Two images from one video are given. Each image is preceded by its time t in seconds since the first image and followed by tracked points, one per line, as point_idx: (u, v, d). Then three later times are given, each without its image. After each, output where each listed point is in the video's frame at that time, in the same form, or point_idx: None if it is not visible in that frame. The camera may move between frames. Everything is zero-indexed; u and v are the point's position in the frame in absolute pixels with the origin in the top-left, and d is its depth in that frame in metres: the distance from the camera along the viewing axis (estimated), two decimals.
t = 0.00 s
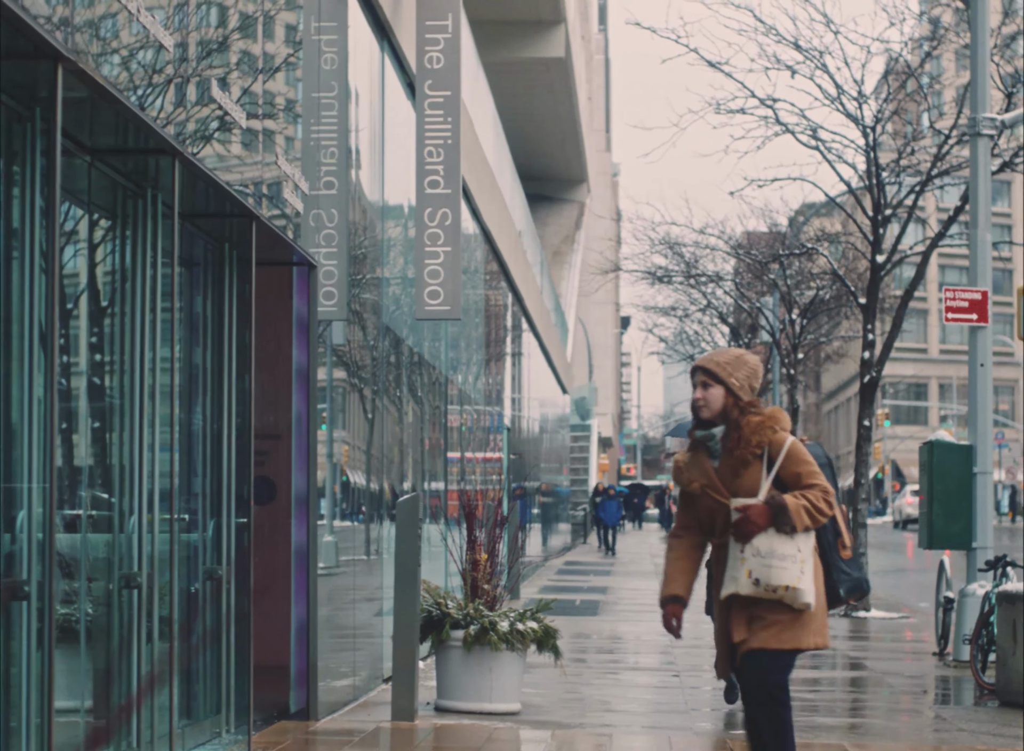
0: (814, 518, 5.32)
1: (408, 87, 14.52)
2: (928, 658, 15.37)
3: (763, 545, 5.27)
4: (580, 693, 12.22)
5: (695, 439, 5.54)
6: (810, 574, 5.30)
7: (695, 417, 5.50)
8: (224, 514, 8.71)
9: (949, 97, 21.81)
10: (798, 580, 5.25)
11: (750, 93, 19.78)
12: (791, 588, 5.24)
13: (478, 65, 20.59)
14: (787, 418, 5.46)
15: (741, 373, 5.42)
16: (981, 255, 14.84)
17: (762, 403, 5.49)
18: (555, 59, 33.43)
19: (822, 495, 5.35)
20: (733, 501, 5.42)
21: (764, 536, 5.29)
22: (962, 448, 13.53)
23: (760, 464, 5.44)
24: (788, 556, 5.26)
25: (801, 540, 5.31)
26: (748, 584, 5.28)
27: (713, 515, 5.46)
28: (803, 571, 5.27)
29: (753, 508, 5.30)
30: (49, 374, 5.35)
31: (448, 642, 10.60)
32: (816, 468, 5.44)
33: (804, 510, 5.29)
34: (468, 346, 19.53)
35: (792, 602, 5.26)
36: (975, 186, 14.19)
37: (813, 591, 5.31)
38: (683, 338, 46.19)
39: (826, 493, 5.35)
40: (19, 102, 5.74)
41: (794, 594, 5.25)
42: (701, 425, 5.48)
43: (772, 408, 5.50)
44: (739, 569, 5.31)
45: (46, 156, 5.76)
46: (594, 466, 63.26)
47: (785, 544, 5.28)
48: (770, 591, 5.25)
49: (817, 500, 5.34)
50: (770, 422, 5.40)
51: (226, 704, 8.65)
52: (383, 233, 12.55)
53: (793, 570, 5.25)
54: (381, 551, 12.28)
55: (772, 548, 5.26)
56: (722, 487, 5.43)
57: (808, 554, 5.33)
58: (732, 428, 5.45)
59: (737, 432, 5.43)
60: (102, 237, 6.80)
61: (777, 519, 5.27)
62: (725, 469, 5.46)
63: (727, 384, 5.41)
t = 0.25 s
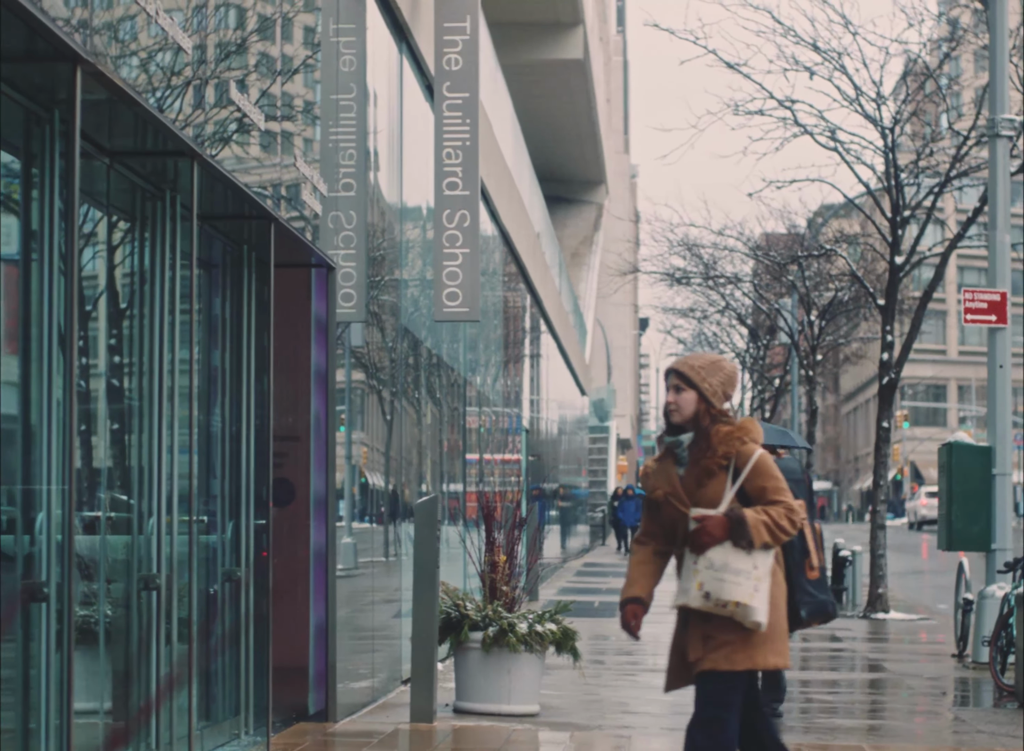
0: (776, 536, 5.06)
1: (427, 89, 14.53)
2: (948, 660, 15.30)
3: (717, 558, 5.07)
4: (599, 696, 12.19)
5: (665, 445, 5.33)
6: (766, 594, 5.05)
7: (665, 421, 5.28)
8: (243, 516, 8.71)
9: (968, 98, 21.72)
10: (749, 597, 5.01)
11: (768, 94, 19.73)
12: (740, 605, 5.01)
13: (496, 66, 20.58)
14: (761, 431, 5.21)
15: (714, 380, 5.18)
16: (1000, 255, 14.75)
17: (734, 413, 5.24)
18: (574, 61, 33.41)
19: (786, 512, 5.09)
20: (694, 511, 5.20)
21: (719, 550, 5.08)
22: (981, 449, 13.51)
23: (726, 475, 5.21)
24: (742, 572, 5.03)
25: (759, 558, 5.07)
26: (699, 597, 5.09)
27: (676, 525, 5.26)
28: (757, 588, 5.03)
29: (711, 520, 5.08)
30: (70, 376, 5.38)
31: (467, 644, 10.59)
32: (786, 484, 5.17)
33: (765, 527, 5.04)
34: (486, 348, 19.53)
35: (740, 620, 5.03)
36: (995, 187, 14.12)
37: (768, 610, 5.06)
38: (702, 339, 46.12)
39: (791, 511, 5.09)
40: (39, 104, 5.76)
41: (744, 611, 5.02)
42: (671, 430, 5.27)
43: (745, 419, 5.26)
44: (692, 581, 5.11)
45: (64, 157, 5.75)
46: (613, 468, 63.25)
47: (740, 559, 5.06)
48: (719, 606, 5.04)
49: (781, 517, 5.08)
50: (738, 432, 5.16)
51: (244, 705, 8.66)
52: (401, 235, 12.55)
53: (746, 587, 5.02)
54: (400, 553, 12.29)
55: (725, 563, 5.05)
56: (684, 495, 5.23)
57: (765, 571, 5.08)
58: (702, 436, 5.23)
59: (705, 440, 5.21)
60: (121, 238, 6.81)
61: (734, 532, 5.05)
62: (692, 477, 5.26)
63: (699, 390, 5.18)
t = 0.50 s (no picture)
0: (723, 524, 4.96)
1: (448, 90, 14.55)
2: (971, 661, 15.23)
3: (662, 548, 4.99)
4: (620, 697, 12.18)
5: (626, 429, 5.26)
6: (711, 586, 4.95)
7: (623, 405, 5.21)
8: (265, 517, 8.73)
9: (990, 99, 21.65)
10: (694, 591, 4.93)
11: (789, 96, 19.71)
12: (684, 598, 4.93)
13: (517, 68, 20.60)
14: (717, 414, 5.10)
15: (670, 361, 5.08)
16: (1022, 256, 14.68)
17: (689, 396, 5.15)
18: (595, 62, 33.42)
19: (734, 497, 4.97)
20: (645, 498, 5.12)
21: (665, 539, 5.00)
22: (1001, 451, 13.50)
23: (677, 462, 5.11)
24: (686, 563, 4.94)
25: (705, 548, 4.97)
26: (644, 591, 5.02)
27: (631, 511, 5.19)
28: (703, 581, 4.94)
29: (655, 508, 5.00)
30: (90, 379, 5.41)
31: (488, 646, 10.59)
32: (738, 471, 5.04)
33: (709, 515, 4.94)
34: (507, 350, 19.53)
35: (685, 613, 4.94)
36: (1017, 188, 14.07)
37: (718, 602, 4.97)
38: (723, 341, 46.06)
39: (740, 496, 4.97)
40: (60, 106, 5.77)
41: (690, 604, 4.93)
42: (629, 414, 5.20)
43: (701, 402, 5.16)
44: (638, 573, 5.04)
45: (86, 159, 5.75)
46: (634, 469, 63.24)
47: (686, 550, 4.97)
48: (664, 600, 4.97)
49: (728, 504, 4.96)
50: (687, 417, 5.07)
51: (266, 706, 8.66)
52: (422, 236, 12.55)
53: (691, 580, 4.93)
54: (422, 554, 12.29)
55: (669, 554, 4.97)
56: (636, 481, 5.15)
57: (713, 562, 4.97)
58: (656, 420, 5.15)
59: (659, 425, 5.13)
60: (143, 240, 6.82)
61: (678, 522, 4.96)
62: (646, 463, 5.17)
63: (655, 372, 5.10)
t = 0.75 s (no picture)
0: (664, 534, 4.96)
1: (473, 92, 14.54)
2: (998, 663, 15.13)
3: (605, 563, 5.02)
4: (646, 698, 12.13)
5: (571, 440, 5.29)
6: (655, 599, 4.96)
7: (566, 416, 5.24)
8: (290, 519, 8.73)
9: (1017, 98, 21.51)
10: (637, 604, 4.93)
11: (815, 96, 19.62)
12: (626, 613, 4.94)
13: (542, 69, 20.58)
14: (657, 421, 5.10)
15: (611, 369, 5.10)
16: None
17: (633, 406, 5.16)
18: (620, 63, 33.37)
19: (676, 507, 4.98)
20: (588, 510, 5.14)
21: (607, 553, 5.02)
22: None
23: (619, 471, 5.12)
24: (628, 577, 4.96)
25: (649, 561, 4.98)
26: (588, 608, 5.03)
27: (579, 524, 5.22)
28: (646, 593, 4.95)
29: (597, 521, 5.03)
30: (116, 379, 5.44)
31: (514, 647, 10.57)
32: (679, 478, 5.03)
33: (650, 525, 4.94)
34: (533, 351, 19.51)
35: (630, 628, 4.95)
36: None
37: (664, 615, 4.96)
38: (748, 342, 45.92)
39: (682, 506, 4.97)
40: (87, 109, 5.75)
41: (635, 619, 4.93)
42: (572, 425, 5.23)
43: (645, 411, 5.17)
44: (583, 589, 5.07)
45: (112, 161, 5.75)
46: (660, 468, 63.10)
47: (629, 564, 4.99)
48: (609, 615, 4.98)
49: (670, 513, 4.97)
50: (627, 424, 5.07)
51: (292, 707, 8.67)
52: (448, 238, 12.54)
53: (633, 593, 4.94)
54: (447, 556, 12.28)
55: (611, 568, 4.99)
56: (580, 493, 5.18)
57: (656, 574, 4.99)
58: (597, 430, 5.17)
59: (600, 435, 5.15)
60: (168, 242, 6.83)
61: (618, 534, 4.98)
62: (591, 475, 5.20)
63: (596, 380, 5.11)
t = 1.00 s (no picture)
0: (614, 513, 4.87)
1: (504, 92, 14.54)
2: None
3: (550, 539, 4.93)
4: (678, 699, 12.11)
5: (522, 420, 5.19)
6: (600, 577, 4.88)
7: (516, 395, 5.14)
8: (323, 519, 8.73)
9: None
10: (582, 581, 4.84)
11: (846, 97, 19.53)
12: (569, 589, 4.85)
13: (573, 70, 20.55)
14: (609, 400, 5.02)
15: (559, 348, 4.99)
16: None
17: (585, 384, 5.06)
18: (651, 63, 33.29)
19: (628, 486, 4.88)
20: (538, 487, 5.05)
21: (553, 530, 4.93)
22: None
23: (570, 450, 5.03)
24: (572, 554, 4.88)
25: (595, 539, 4.91)
26: (532, 584, 4.96)
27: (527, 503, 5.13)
28: (591, 571, 4.87)
29: (545, 496, 4.92)
30: (148, 381, 5.46)
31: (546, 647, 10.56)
32: (631, 457, 4.95)
33: (600, 503, 4.85)
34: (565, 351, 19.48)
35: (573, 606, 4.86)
36: None
37: (607, 594, 4.88)
38: (781, 342, 45.77)
39: (633, 485, 4.88)
40: (119, 110, 5.77)
41: (577, 596, 4.85)
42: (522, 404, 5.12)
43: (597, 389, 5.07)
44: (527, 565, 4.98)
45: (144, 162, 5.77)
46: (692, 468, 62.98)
47: (574, 541, 4.90)
48: (551, 592, 4.89)
49: (622, 492, 4.87)
50: (579, 401, 4.99)
51: (326, 707, 8.67)
52: (480, 238, 12.53)
53: (579, 571, 4.85)
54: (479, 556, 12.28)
55: (556, 544, 4.91)
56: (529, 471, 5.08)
57: (603, 553, 4.91)
58: (548, 409, 5.07)
59: (550, 414, 5.05)
60: (201, 243, 6.85)
61: (566, 512, 4.88)
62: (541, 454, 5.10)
63: (543, 360, 4.99)
